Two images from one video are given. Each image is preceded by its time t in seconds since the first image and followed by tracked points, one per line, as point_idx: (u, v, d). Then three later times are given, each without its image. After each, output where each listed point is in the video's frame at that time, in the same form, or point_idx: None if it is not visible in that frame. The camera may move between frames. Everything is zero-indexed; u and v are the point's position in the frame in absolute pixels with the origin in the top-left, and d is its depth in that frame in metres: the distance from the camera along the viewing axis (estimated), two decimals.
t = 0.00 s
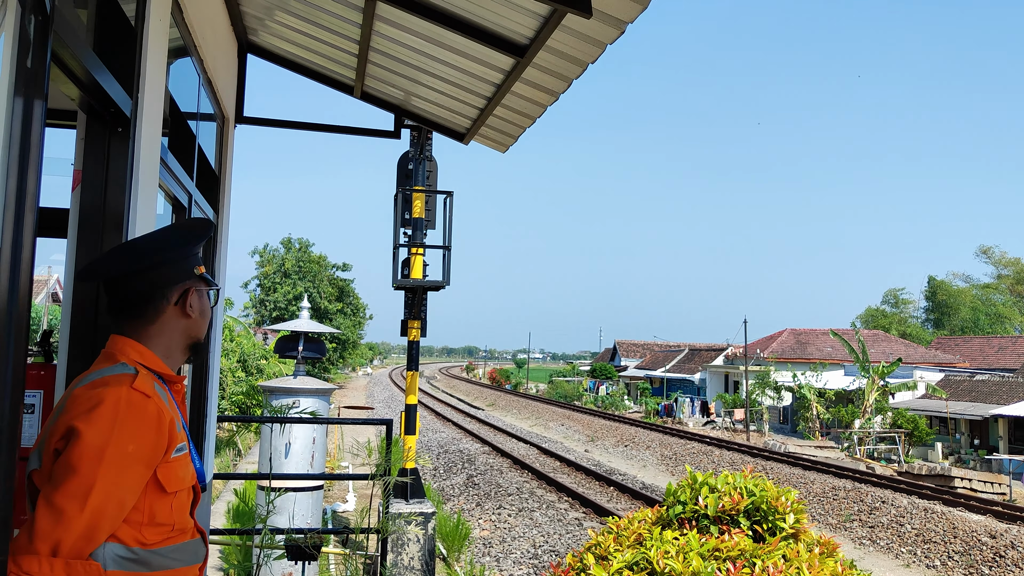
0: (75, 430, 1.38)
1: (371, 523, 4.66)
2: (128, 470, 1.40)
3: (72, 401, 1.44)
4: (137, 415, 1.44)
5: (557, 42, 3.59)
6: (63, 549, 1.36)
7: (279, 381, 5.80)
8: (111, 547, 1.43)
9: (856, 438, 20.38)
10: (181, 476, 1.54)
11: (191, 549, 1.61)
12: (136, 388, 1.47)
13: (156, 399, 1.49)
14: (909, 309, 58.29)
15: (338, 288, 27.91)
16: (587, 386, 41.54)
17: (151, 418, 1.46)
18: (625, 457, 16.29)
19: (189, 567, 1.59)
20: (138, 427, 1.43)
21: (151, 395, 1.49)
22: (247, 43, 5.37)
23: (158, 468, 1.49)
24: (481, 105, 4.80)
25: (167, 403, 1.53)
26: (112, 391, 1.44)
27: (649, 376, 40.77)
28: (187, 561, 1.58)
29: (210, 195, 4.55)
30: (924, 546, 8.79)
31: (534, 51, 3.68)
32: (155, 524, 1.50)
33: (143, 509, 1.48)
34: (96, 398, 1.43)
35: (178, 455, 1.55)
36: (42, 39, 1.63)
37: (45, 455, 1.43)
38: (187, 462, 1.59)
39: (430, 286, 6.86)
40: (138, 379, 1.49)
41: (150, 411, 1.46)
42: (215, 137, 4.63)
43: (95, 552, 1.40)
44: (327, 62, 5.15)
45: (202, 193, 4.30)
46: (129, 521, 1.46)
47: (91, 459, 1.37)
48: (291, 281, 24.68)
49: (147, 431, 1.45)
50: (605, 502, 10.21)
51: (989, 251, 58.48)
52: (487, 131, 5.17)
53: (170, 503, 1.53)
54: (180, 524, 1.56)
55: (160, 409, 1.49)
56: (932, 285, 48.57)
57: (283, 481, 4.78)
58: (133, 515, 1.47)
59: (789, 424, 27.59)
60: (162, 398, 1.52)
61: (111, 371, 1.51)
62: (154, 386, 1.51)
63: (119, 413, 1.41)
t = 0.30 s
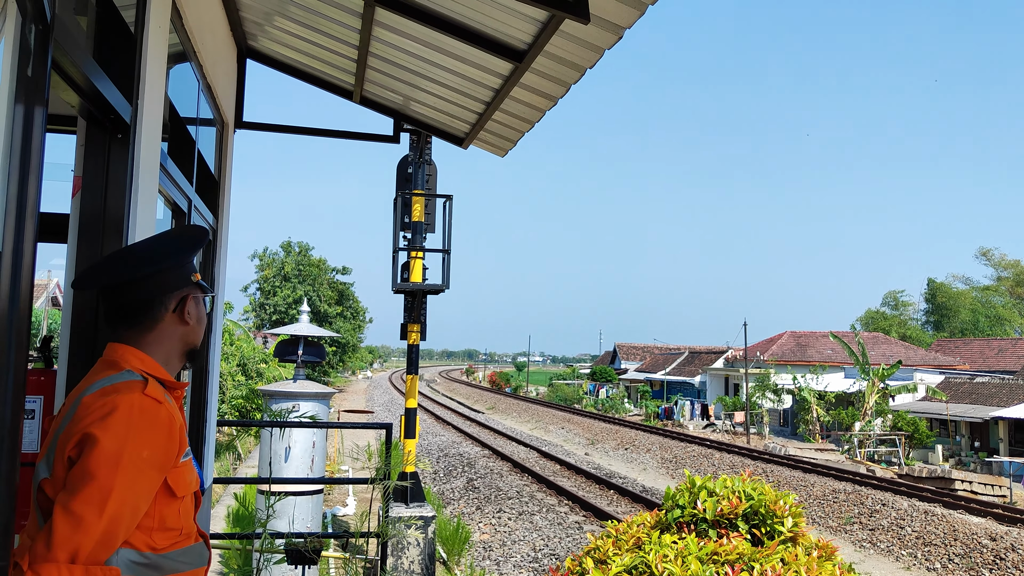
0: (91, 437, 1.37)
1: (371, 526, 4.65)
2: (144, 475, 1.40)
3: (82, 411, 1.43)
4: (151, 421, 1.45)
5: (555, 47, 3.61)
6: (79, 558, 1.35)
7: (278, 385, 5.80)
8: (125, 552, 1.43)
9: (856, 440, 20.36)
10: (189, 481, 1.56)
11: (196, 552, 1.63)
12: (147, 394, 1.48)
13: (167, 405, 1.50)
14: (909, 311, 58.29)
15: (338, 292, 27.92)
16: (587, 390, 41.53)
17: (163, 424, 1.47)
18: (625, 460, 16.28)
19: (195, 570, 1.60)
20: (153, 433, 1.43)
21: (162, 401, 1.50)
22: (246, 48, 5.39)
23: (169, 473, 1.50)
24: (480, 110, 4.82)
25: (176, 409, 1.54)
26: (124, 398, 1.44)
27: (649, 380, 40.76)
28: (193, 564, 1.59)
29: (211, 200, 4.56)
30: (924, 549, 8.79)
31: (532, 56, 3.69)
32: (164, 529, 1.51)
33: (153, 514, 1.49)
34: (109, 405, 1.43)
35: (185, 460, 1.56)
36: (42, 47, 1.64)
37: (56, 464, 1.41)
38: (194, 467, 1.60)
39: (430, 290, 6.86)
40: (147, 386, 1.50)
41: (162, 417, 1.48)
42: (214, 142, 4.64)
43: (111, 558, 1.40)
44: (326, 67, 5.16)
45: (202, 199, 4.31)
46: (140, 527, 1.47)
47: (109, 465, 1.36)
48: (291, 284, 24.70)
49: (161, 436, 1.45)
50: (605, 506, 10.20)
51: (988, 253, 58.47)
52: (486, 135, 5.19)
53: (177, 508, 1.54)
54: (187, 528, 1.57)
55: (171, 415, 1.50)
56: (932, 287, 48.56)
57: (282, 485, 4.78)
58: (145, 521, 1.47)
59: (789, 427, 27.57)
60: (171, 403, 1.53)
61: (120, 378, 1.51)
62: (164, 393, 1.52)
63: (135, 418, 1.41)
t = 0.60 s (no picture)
0: (90, 438, 1.38)
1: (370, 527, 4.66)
2: (142, 477, 1.41)
3: (81, 412, 1.44)
4: (151, 423, 1.45)
5: (553, 48, 3.61)
6: (75, 559, 1.35)
7: (278, 386, 5.80)
8: (121, 555, 1.43)
9: (855, 440, 20.36)
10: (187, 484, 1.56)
11: (194, 556, 1.63)
12: (147, 396, 1.48)
13: (167, 408, 1.51)
14: (908, 311, 58.33)
15: (338, 293, 27.93)
16: (587, 390, 41.54)
17: (163, 427, 1.48)
18: (625, 461, 16.29)
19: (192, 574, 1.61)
20: (151, 435, 1.44)
21: (162, 404, 1.50)
22: (245, 50, 5.39)
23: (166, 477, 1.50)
24: (478, 111, 4.82)
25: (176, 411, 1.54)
26: (124, 399, 1.44)
27: (649, 380, 40.77)
28: (190, 568, 1.59)
29: (210, 202, 4.56)
30: (924, 549, 8.79)
31: (530, 58, 3.70)
32: (161, 532, 1.52)
33: (150, 518, 1.49)
34: (109, 406, 1.43)
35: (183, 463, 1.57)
36: (41, 50, 1.64)
37: (55, 465, 1.42)
38: (193, 471, 1.60)
39: (430, 291, 6.86)
40: (148, 388, 1.51)
41: (162, 420, 1.48)
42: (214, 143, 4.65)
43: (107, 560, 1.40)
44: (325, 68, 5.17)
45: (201, 201, 4.31)
46: (137, 530, 1.47)
47: (107, 466, 1.37)
48: (290, 285, 24.70)
49: (159, 440, 1.46)
50: (605, 506, 10.21)
51: (988, 253, 58.51)
52: (484, 136, 5.20)
53: (175, 512, 1.55)
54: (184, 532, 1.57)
55: (171, 418, 1.50)
56: (931, 287, 48.57)
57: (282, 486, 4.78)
58: (142, 524, 1.48)
59: (789, 427, 27.58)
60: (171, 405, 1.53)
61: (120, 380, 1.52)
62: (164, 395, 1.53)
63: (134, 420, 1.42)
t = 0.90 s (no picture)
0: (80, 437, 1.38)
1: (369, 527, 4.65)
2: (131, 478, 1.41)
3: (76, 411, 1.44)
4: (144, 425, 1.46)
5: (550, 48, 3.61)
6: (63, 557, 1.35)
7: (277, 386, 5.78)
8: (110, 554, 1.43)
9: (854, 439, 20.40)
10: (180, 485, 1.56)
11: (187, 558, 1.63)
12: (140, 396, 1.48)
13: (161, 409, 1.51)
14: (906, 310, 58.41)
15: (336, 293, 27.92)
16: (585, 390, 41.58)
17: (154, 428, 1.47)
18: (624, 460, 16.31)
19: None
20: (143, 436, 1.44)
21: (156, 405, 1.50)
22: (243, 50, 5.39)
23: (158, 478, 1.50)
24: (476, 110, 4.83)
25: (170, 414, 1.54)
26: (117, 399, 1.45)
27: (648, 380, 40.80)
28: (184, 569, 1.60)
29: (208, 204, 4.56)
30: (922, 547, 8.81)
31: (528, 58, 3.70)
32: (152, 533, 1.52)
33: (141, 518, 1.49)
34: (101, 406, 1.43)
35: (177, 464, 1.57)
36: (38, 51, 1.64)
37: (46, 463, 1.43)
38: (187, 473, 1.61)
39: (428, 291, 6.86)
40: (143, 387, 1.51)
41: (154, 420, 1.48)
42: (212, 143, 4.65)
43: (95, 559, 1.40)
44: (323, 69, 5.17)
45: (199, 202, 4.30)
46: (127, 530, 1.47)
47: (97, 464, 1.37)
48: (289, 285, 24.70)
49: (151, 440, 1.46)
50: (604, 505, 10.21)
51: (986, 252, 58.66)
52: (482, 136, 5.21)
53: (169, 513, 1.55)
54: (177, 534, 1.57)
55: (164, 419, 1.50)
56: (930, 286, 48.62)
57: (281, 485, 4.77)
58: (133, 524, 1.48)
59: (787, 426, 27.58)
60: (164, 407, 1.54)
61: (116, 379, 1.52)
62: (159, 397, 1.52)
63: (125, 420, 1.42)
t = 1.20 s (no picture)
0: (51, 436, 1.39)
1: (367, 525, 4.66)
2: (104, 477, 1.41)
3: (55, 408, 1.46)
4: (119, 423, 1.46)
5: (548, 47, 3.61)
6: (35, 556, 1.36)
7: (274, 385, 5.78)
8: (87, 553, 1.43)
9: (851, 438, 20.45)
10: (163, 485, 1.56)
11: (174, 559, 1.63)
12: (116, 395, 1.48)
13: (137, 407, 1.50)
14: (903, 309, 58.52)
15: (334, 292, 27.88)
16: (583, 388, 41.59)
17: (129, 426, 1.47)
18: (621, 459, 16.32)
19: None
20: (116, 434, 1.44)
21: (133, 403, 1.50)
22: (239, 49, 5.38)
23: (137, 477, 1.50)
24: (473, 110, 4.83)
25: (149, 412, 1.54)
26: (92, 397, 1.45)
27: (646, 378, 40.83)
28: (168, 570, 1.59)
29: (205, 203, 4.55)
30: (919, 545, 8.83)
31: (525, 56, 3.70)
32: (134, 533, 1.51)
33: (122, 517, 1.49)
34: (75, 405, 1.45)
35: (159, 465, 1.56)
36: (36, 51, 1.64)
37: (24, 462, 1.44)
38: (171, 472, 1.60)
39: (426, 289, 6.86)
40: (120, 385, 1.51)
41: (129, 419, 1.48)
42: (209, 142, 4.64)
43: (71, 558, 1.40)
44: (321, 67, 5.17)
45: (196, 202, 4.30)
46: (106, 528, 1.47)
47: (68, 463, 1.38)
48: (286, 284, 24.67)
49: (125, 439, 1.46)
50: (602, 504, 10.22)
51: (983, 251, 58.80)
52: (479, 135, 5.21)
53: (151, 514, 1.55)
54: (161, 535, 1.57)
55: (140, 417, 1.50)
56: (926, 285, 48.73)
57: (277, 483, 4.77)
58: (112, 523, 1.48)
59: (785, 425, 27.62)
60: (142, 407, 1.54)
61: (97, 378, 1.53)
62: (137, 396, 1.52)
63: (98, 418, 1.42)
